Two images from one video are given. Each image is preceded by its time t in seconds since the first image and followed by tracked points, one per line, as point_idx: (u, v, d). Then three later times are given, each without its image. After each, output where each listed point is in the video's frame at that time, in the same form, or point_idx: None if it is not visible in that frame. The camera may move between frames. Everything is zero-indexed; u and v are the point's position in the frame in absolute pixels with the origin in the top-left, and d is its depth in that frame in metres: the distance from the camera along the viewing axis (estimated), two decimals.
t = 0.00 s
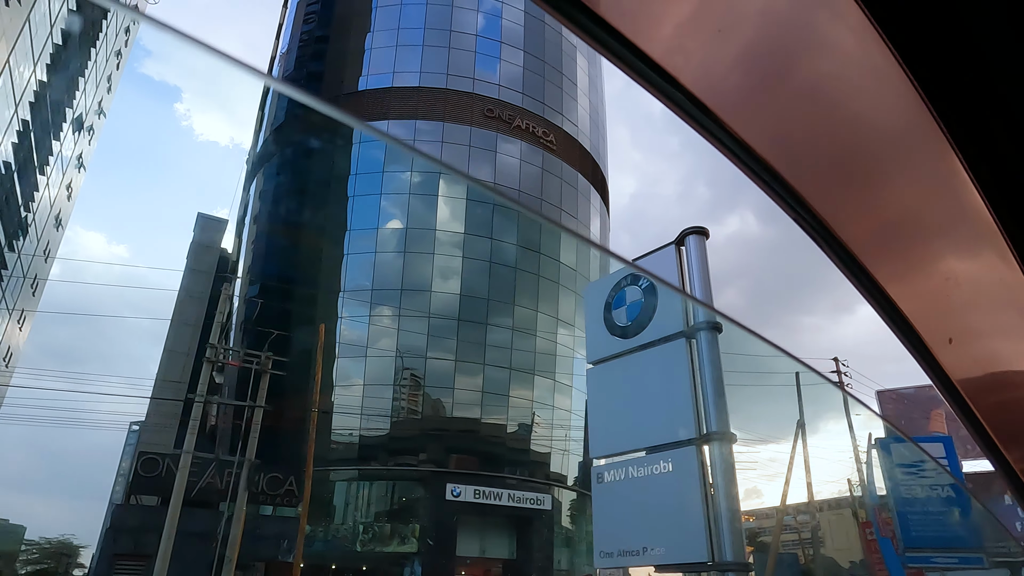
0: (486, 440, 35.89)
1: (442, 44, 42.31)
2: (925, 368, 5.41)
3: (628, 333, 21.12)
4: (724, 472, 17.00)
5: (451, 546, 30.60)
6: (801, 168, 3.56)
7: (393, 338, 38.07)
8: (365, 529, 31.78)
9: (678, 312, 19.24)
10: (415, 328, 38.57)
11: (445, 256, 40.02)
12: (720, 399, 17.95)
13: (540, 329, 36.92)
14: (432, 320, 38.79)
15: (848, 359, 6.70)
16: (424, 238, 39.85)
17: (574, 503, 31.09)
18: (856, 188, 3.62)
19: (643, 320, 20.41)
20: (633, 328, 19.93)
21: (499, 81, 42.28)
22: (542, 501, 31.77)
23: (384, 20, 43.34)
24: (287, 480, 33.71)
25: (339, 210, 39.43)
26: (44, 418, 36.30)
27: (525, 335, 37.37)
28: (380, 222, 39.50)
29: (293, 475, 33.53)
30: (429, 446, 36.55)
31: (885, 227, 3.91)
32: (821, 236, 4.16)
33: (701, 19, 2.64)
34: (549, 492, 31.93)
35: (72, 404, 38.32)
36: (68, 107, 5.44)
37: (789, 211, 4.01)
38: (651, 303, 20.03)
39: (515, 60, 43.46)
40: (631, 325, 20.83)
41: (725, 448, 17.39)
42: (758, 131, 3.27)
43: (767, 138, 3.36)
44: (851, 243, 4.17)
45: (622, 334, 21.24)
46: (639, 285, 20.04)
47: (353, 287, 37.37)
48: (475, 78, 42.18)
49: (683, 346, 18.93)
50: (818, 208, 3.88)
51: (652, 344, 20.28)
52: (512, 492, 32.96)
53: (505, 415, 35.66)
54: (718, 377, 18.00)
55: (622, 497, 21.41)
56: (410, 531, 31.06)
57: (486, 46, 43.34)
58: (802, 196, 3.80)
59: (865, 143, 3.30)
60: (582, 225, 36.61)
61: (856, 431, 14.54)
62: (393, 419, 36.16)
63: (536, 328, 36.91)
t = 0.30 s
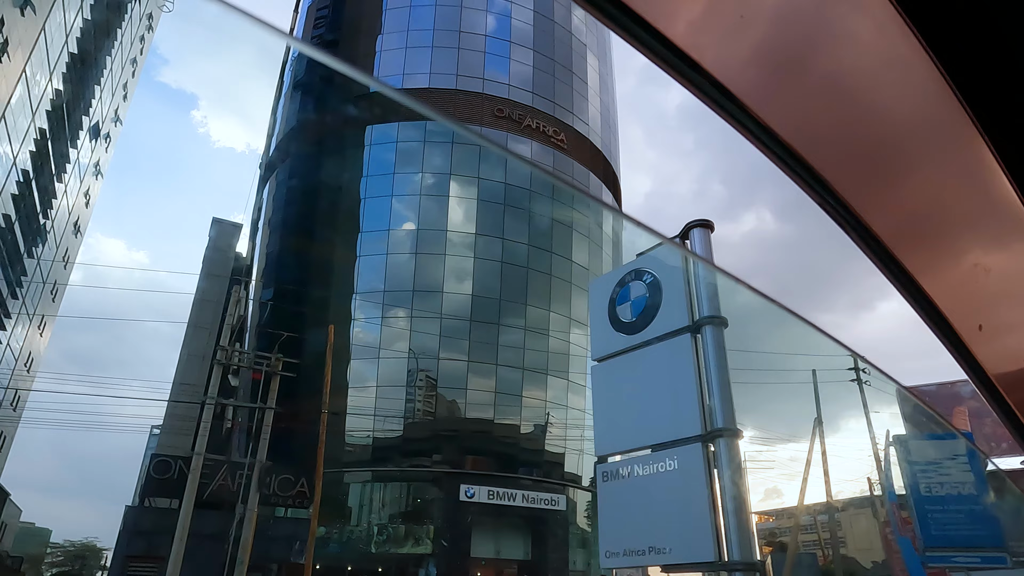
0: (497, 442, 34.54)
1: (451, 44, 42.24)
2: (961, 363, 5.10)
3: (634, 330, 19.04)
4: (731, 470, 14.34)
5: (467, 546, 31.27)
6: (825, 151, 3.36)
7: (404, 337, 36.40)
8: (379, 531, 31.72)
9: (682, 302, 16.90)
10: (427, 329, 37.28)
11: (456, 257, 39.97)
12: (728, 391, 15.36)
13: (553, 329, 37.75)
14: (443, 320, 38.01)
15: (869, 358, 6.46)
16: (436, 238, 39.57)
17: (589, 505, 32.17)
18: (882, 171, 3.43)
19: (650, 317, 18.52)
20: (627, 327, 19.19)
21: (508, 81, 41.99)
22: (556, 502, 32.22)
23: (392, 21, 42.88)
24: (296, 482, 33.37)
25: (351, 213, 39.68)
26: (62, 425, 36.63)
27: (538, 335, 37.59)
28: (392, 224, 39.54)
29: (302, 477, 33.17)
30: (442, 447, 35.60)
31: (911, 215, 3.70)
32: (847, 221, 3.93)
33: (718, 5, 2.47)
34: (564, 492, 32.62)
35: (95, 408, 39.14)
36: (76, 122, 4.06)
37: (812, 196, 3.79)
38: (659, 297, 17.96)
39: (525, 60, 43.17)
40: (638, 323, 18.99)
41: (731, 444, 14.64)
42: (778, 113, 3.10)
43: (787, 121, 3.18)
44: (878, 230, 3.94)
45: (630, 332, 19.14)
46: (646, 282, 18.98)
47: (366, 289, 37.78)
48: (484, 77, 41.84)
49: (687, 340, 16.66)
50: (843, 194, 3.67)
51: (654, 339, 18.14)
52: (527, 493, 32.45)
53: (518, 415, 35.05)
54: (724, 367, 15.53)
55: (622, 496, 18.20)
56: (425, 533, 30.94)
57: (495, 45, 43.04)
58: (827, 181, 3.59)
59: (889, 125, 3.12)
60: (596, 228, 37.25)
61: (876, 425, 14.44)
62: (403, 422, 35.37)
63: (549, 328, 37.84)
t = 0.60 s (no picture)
0: (513, 444, 34.31)
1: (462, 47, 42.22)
2: (998, 360, 4.93)
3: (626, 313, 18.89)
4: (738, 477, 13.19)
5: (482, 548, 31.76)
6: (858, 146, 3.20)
7: (418, 339, 35.96)
8: (395, 535, 31.62)
9: (686, 296, 16.27)
10: (440, 331, 36.43)
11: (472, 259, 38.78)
12: (733, 394, 14.66)
13: (567, 330, 38.72)
14: (458, 323, 36.75)
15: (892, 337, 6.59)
16: (450, 239, 38.64)
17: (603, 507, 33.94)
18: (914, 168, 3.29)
19: (652, 311, 18.02)
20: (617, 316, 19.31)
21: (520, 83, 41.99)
22: (573, 503, 33.68)
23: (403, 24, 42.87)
24: (309, 486, 33.38)
25: (364, 216, 39.80)
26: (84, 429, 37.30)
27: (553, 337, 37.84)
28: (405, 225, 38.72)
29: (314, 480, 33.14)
30: (459, 450, 33.78)
31: (941, 213, 3.55)
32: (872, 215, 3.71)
33: None
34: (580, 495, 34.09)
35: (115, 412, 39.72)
36: (103, 130, 4.79)
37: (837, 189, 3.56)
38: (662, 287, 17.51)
39: (537, 61, 43.14)
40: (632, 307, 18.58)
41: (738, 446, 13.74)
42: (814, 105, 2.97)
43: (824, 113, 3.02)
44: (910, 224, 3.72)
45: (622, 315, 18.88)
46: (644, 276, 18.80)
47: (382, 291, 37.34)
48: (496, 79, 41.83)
49: (691, 337, 16.14)
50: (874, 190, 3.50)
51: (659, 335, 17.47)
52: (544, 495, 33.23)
53: (533, 419, 35.17)
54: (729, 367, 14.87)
55: (625, 501, 16.68)
56: (441, 536, 31.31)
57: (507, 46, 42.96)
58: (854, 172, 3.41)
59: (929, 128, 3.04)
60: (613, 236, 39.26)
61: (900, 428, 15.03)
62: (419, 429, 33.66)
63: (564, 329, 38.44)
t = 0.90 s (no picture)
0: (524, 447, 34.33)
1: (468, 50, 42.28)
2: None
3: (632, 327, 11.03)
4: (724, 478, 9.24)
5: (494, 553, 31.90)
6: (894, 105, 3.46)
7: (428, 343, 36.08)
8: (407, 540, 31.76)
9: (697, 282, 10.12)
10: (451, 335, 36.25)
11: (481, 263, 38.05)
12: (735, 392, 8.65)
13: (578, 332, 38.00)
14: (468, 326, 36.49)
15: (921, 323, 6.24)
16: (458, 243, 38.36)
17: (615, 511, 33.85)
18: (947, 121, 3.54)
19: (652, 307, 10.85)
20: (622, 329, 11.30)
21: (527, 85, 41.96)
22: (586, 507, 33.67)
23: (410, 30, 43.39)
24: (317, 490, 33.94)
25: (373, 221, 40.12)
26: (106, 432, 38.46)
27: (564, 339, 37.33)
28: (413, 230, 38.90)
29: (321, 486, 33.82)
30: (470, 454, 33.71)
31: (970, 161, 3.82)
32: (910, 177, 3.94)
33: None
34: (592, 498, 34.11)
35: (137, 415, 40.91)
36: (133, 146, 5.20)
37: (872, 155, 3.84)
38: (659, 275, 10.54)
39: (543, 61, 42.67)
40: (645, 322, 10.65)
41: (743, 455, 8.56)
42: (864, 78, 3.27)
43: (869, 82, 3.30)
44: (947, 185, 4.00)
45: (629, 330, 11.11)
46: (648, 270, 10.71)
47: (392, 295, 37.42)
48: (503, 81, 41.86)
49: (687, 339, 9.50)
50: (903, 145, 3.74)
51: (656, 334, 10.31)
52: (555, 499, 33.51)
53: (544, 420, 35.08)
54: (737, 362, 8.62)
55: None
56: (452, 539, 31.78)
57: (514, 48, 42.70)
58: (891, 136, 3.66)
59: (965, 90, 3.35)
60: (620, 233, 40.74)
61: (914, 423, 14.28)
62: (428, 431, 34.09)
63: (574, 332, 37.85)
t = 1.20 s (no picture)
0: (537, 453, 34.25)
1: (477, 54, 42.29)
2: None
3: (635, 325, 10.42)
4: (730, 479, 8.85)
5: (508, 560, 31.70)
6: (996, 54, 2.98)
7: (440, 348, 36.07)
8: (420, 546, 31.91)
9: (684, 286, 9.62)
10: (462, 339, 36.29)
11: (491, 268, 37.99)
12: (738, 386, 8.50)
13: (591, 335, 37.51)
14: (479, 331, 36.47)
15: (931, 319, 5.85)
16: (469, 248, 38.37)
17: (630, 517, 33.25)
18: None
19: (656, 307, 10.16)
20: (622, 327, 10.64)
21: (536, 88, 42.05)
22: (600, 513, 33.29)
23: (419, 36, 43.59)
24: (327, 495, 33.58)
25: (383, 227, 40.37)
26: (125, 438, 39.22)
27: (576, 342, 36.68)
28: (424, 235, 38.95)
29: (332, 491, 33.52)
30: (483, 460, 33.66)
31: None
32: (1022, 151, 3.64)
33: None
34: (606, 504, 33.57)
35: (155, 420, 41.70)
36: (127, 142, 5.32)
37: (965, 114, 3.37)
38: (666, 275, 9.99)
39: (552, 65, 42.79)
40: (648, 317, 10.21)
41: (744, 449, 8.20)
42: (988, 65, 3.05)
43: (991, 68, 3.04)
44: None
45: (630, 329, 10.49)
46: (649, 267, 10.46)
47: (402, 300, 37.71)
48: (511, 86, 41.89)
49: (689, 336, 9.28)
50: (1002, 102, 3.27)
51: (658, 332, 9.94)
52: (569, 504, 33.22)
53: (557, 424, 34.98)
54: (734, 355, 8.58)
55: None
56: (466, 546, 31.80)
57: (523, 52, 42.68)
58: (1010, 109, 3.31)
59: None
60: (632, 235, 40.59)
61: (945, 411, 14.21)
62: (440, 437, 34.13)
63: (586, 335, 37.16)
